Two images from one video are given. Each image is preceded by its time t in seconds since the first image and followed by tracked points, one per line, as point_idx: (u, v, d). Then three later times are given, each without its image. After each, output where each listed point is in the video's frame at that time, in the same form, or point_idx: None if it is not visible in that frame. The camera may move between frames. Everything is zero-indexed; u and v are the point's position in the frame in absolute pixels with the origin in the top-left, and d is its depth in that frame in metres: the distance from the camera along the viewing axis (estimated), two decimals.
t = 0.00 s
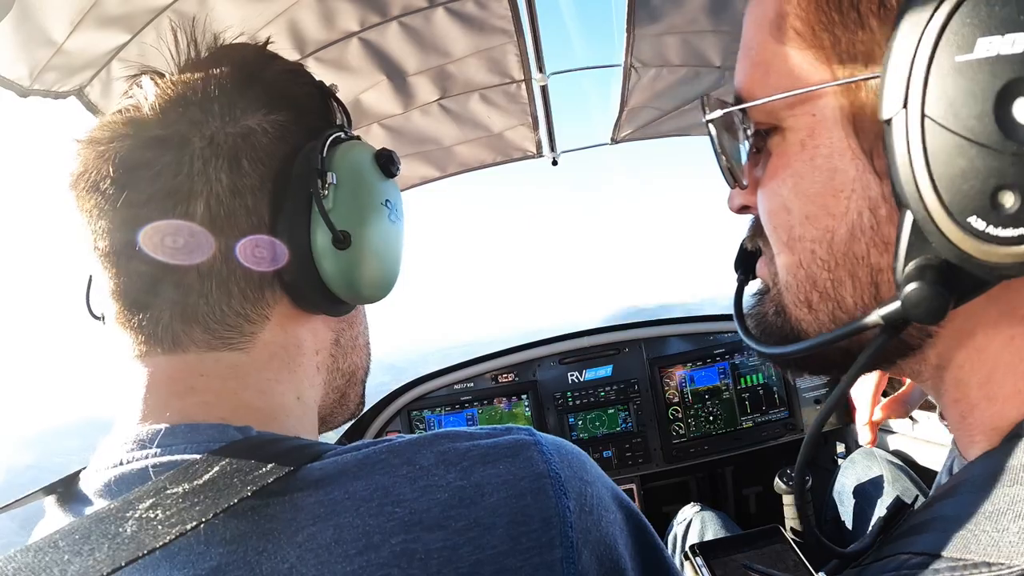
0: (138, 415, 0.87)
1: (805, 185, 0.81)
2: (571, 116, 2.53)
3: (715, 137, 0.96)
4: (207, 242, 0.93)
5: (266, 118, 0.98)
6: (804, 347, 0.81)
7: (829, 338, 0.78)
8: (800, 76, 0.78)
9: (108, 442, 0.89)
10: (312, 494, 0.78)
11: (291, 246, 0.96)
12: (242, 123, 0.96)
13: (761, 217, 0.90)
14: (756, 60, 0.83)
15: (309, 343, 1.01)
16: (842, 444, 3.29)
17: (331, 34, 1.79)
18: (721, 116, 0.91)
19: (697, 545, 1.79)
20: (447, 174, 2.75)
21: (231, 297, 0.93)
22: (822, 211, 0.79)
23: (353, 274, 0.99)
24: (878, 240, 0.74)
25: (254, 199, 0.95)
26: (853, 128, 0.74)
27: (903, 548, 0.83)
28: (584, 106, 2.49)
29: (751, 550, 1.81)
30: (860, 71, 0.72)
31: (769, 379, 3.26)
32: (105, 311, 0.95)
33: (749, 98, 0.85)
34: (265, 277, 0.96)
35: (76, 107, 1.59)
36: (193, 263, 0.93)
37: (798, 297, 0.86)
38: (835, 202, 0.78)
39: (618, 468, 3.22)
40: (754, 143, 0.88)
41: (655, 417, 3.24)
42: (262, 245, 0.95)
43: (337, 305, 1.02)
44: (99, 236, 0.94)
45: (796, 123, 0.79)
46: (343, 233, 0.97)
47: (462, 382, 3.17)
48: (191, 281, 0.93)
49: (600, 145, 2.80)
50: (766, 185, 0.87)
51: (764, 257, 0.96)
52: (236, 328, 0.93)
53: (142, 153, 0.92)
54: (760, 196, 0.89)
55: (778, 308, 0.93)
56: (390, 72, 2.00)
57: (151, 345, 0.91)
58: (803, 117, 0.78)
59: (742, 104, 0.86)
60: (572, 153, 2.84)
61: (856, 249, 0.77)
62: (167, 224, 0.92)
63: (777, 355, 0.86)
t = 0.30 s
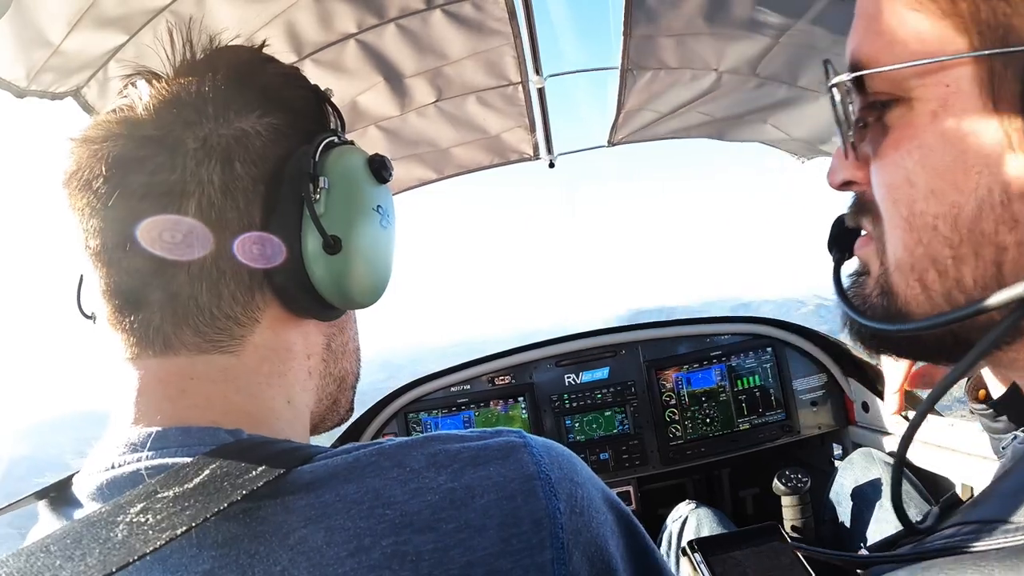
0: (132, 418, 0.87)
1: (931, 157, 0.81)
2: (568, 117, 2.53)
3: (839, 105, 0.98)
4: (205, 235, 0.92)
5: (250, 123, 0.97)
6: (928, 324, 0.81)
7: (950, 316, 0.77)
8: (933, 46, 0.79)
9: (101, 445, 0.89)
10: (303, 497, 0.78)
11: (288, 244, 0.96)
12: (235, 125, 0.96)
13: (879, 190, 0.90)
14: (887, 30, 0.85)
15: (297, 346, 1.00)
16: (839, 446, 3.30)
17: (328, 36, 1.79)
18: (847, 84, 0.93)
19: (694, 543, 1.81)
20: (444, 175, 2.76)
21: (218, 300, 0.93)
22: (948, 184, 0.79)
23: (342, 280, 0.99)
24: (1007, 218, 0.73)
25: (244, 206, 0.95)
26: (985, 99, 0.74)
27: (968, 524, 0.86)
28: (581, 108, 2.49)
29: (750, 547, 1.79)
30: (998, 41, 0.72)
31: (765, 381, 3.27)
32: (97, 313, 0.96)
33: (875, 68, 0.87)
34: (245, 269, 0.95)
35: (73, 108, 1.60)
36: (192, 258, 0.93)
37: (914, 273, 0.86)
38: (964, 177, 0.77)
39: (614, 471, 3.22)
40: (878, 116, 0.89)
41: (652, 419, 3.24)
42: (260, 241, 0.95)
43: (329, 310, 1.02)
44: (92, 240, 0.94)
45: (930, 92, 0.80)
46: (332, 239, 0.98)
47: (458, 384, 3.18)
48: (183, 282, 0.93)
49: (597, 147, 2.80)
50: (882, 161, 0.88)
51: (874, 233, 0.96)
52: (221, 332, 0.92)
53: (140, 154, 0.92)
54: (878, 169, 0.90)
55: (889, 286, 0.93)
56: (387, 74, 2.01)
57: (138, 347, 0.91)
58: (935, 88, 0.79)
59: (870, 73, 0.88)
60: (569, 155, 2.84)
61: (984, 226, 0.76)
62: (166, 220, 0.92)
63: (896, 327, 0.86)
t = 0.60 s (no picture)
0: (131, 418, 0.87)
1: (888, 148, 0.81)
2: (565, 120, 2.53)
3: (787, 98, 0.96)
4: (203, 232, 0.92)
5: (279, 130, 0.99)
6: (880, 317, 0.79)
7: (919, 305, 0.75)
8: (887, 32, 0.79)
9: (99, 446, 0.88)
10: (301, 497, 0.77)
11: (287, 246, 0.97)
12: (259, 135, 0.97)
13: (832, 183, 0.90)
14: (840, 17, 0.84)
15: (304, 351, 1.02)
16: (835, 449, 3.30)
17: (326, 38, 1.80)
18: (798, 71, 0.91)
19: (693, 545, 1.80)
20: (441, 178, 2.76)
21: (245, 303, 0.94)
22: (907, 176, 0.79)
23: (360, 293, 1.01)
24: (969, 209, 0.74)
25: (271, 213, 0.96)
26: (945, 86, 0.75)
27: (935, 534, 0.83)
28: (578, 110, 2.49)
29: (746, 551, 1.82)
30: (957, 27, 0.73)
31: (762, 384, 3.28)
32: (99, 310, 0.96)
33: (828, 54, 0.85)
34: (256, 269, 0.95)
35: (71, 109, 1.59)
36: (192, 255, 0.92)
37: (871, 267, 0.86)
38: (922, 169, 0.78)
39: (611, 474, 3.22)
40: (831, 107, 0.88)
41: (648, 423, 3.24)
42: (260, 241, 0.95)
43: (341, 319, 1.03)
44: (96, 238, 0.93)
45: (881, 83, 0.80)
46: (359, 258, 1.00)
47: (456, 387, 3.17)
48: (206, 284, 0.92)
49: (594, 150, 2.81)
50: (834, 154, 0.88)
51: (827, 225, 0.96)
52: (243, 336, 0.94)
53: (171, 151, 0.92)
54: (830, 161, 0.89)
55: (841, 282, 0.93)
56: (385, 76, 2.01)
57: (151, 349, 0.90)
58: (886, 79, 0.80)
59: (824, 61, 0.86)
60: (566, 158, 2.85)
61: (943, 219, 0.77)
62: (168, 217, 0.91)
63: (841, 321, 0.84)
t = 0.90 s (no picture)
0: (133, 419, 0.87)
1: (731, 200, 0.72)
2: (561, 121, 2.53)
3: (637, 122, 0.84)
4: (201, 231, 0.95)
5: (343, 160, 1.11)
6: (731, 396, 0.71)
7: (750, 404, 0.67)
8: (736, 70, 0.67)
9: (99, 448, 0.88)
10: (304, 500, 0.77)
11: (285, 251, 1.01)
12: (332, 161, 1.09)
13: (681, 226, 0.81)
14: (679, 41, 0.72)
15: (316, 367, 1.08)
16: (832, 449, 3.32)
17: (322, 38, 1.79)
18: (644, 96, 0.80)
19: (686, 549, 1.81)
20: (436, 179, 2.75)
21: (295, 309, 1.01)
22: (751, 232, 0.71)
23: (389, 317, 1.12)
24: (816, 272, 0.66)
25: (330, 232, 1.07)
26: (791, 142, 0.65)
27: None
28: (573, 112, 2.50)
29: (743, 552, 1.82)
30: (808, 65, 0.61)
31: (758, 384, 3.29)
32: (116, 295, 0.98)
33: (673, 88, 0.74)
34: (271, 267, 1.00)
35: (65, 110, 1.58)
36: (185, 254, 0.95)
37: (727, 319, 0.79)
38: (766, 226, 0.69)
39: (607, 474, 3.22)
40: (674, 142, 0.77)
41: (645, 423, 3.24)
42: (259, 238, 0.99)
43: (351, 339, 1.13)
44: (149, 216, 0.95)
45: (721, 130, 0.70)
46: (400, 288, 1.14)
47: (453, 388, 3.17)
48: (261, 285, 0.99)
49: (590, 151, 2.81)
50: (682, 194, 0.79)
51: (680, 263, 0.88)
52: (286, 343, 1.01)
53: (252, 153, 1.00)
54: (678, 199, 0.80)
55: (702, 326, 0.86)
56: (381, 77, 2.01)
57: (197, 337, 0.93)
58: (721, 127, 0.70)
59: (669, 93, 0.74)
60: (562, 159, 2.85)
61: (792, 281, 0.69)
62: (163, 212, 0.95)
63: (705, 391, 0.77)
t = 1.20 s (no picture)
0: (127, 415, 0.87)
1: (694, 230, 0.73)
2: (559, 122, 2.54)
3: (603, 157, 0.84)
4: (200, 226, 0.96)
5: (331, 157, 1.11)
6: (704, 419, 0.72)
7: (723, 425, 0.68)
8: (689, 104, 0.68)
9: (94, 446, 0.88)
10: (300, 498, 0.77)
11: (282, 245, 1.02)
12: (323, 157, 1.09)
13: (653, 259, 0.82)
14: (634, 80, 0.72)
15: (310, 362, 1.08)
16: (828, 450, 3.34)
17: (319, 38, 1.79)
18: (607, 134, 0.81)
19: (683, 549, 1.81)
20: (433, 179, 2.76)
21: (290, 303, 1.02)
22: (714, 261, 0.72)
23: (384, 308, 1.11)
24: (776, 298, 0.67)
25: (322, 226, 1.07)
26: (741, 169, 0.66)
27: None
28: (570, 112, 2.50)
29: (738, 554, 1.82)
30: (757, 97, 0.62)
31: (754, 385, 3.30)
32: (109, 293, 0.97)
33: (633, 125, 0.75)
34: (270, 264, 1.01)
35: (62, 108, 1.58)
36: (184, 251, 0.95)
37: (696, 348, 0.80)
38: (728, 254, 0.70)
39: (604, 474, 3.23)
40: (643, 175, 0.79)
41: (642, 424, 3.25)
42: (257, 237, 1.00)
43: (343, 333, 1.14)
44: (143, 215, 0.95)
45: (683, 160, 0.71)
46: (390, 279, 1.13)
47: (449, 388, 3.17)
48: (257, 279, 0.99)
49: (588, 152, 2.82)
50: (653, 224, 0.80)
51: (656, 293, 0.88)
52: (283, 336, 1.01)
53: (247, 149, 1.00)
54: (650, 233, 0.81)
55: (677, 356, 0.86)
56: (379, 77, 2.01)
57: (193, 333, 0.93)
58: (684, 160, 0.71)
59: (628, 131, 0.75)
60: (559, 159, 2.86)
61: (754, 306, 0.70)
62: (160, 211, 0.95)
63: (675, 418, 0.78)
